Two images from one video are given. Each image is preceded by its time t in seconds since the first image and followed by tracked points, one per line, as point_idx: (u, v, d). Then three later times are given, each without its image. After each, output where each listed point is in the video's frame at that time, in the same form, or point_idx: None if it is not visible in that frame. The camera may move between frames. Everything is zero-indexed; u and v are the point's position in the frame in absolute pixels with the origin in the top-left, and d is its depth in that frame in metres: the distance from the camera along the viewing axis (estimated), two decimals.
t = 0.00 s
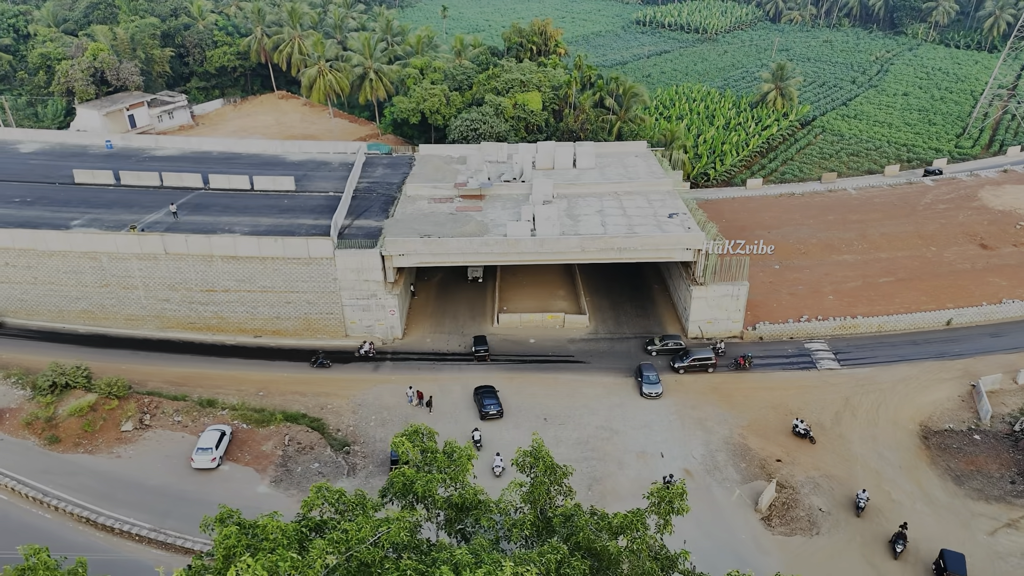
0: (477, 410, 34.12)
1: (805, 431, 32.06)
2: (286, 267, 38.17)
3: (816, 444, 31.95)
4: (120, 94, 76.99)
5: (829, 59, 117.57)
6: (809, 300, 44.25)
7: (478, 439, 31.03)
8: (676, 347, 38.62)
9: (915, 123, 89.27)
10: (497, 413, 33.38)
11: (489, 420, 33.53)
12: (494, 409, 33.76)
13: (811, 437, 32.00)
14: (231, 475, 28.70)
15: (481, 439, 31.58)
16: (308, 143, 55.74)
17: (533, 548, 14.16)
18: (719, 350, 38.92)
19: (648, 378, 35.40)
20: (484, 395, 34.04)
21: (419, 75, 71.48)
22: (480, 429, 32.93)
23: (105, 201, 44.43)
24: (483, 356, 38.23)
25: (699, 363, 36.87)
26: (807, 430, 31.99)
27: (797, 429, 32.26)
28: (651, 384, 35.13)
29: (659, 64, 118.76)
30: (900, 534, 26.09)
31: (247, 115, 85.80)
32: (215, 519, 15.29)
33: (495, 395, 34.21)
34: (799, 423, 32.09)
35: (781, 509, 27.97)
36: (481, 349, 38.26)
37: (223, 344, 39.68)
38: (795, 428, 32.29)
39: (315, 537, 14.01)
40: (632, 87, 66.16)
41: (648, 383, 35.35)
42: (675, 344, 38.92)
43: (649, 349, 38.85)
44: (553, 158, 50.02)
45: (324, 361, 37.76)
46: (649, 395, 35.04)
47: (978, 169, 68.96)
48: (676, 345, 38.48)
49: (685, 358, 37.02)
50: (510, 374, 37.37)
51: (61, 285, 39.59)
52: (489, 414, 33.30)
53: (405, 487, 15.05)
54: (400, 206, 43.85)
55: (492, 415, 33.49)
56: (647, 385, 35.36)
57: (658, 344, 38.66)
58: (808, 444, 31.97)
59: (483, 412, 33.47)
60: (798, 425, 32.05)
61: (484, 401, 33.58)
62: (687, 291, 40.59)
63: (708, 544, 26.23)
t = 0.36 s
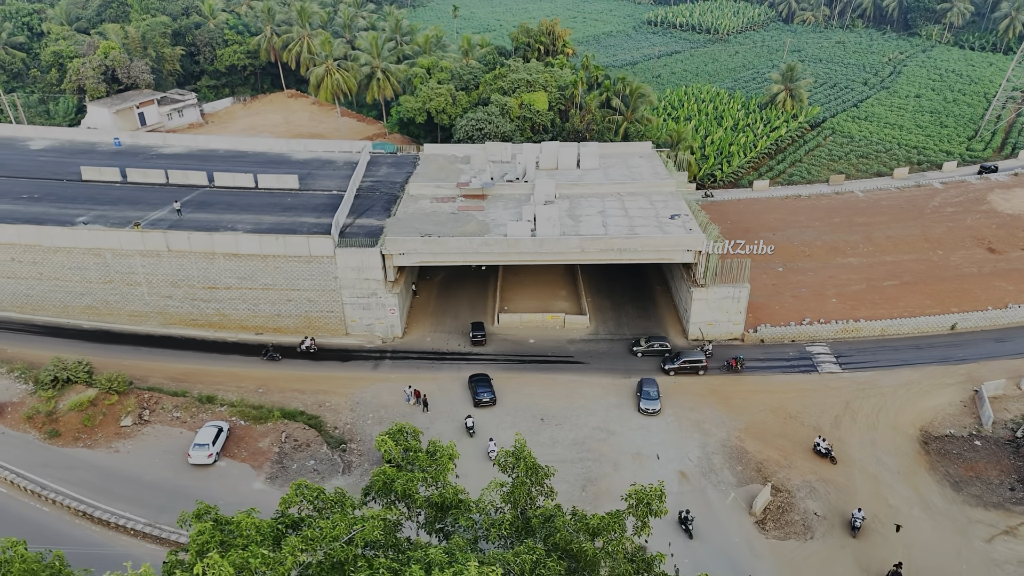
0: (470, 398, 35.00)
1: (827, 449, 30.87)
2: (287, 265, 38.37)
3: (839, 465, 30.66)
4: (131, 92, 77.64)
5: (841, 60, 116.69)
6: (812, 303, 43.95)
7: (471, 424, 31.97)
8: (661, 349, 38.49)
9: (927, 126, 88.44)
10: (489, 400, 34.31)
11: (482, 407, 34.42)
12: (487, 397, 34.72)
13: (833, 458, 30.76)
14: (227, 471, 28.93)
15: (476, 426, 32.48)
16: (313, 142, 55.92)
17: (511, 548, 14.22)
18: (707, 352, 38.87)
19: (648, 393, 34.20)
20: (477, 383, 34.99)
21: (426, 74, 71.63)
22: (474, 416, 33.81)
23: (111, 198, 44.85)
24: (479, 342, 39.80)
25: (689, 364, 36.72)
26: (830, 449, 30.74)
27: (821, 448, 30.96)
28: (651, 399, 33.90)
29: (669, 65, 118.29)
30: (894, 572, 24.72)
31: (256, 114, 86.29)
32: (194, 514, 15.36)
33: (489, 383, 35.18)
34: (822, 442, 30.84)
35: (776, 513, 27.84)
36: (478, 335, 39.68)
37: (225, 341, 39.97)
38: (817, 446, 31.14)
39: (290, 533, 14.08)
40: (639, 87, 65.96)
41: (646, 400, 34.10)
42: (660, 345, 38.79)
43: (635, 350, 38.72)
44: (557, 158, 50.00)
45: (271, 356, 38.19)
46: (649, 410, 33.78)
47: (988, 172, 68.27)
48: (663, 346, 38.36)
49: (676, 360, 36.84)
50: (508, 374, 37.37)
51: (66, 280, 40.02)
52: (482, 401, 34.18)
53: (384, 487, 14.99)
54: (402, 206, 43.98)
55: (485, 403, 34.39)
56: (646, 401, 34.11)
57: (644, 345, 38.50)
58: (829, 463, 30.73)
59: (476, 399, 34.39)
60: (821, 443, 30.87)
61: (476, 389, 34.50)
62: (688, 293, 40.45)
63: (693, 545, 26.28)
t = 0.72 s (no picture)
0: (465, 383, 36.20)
1: (848, 472, 29.55)
2: (288, 263, 38.60)
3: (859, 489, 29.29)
4: (142, 90, 78.33)
5: (854, 61, 115.71)
6: (815, 306, 43.62)
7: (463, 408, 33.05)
8: (641, 350, 38.44)
9: (939, 128, 87.56)
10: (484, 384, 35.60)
11: (476, 391, 35.63)
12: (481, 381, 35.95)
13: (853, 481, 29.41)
14: (223, 467, 29.13)
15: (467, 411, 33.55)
16: (319, 140, 56.16)
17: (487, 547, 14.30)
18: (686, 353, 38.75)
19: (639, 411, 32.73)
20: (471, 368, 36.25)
21: (434, 74, 71.76)
22: (468, 401, 34.92)
23: (118, 195, 45.30)
24: (479, 328, 41.23)
25: (670, 365, 36.60)
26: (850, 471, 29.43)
27: (840, 470, 29.64)
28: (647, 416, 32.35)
29: (680, 65, 117.77)
30: None
31: (266, 112, 86.78)
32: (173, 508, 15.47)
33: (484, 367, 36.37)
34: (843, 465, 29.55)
35: (769, 516, 27.70)
36: (477, 322, 40.92)
37: (227, 337, 40.26)
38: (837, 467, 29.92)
39: (266, 528, 14.17)
40: (646, 88, 65.73)
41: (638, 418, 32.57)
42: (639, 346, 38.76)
43: (614, 351, 38.68)
44: (560, 158, 49.98)
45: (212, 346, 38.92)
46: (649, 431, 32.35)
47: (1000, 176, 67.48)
48: (642, 347, 38.36)
49: (657, 361, 36.71)
50: (506, 374, 37.36)
51: (71, 276, 40.46)
52: (475, 385, 35.47)
53: (364, 486, 15.05)
54: (405, 205, 44.10)
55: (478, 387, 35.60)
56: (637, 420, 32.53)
57: (624, 345, 38.49)
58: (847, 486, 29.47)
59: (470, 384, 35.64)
60: (840, 465, 29.63)
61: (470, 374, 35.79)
62: (688, 295, 40.27)
63: (678, 548, 26.25)
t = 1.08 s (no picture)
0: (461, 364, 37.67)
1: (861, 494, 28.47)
2: (290, 261, 38.83)
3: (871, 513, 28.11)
4: (152, 88, 78.96)
5: (866, 62, 114.78)
6: (817, 309, 43.34)
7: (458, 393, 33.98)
8: (617, 350, 38.42)
9: (950, 130, 86.74)
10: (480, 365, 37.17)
11: (470, 374, 37.01)
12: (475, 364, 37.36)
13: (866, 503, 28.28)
14: (220, 463, 29.35)
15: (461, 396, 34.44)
16: (324, 139, 56.36)
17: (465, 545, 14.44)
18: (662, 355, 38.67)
19: (632, 428, 31.50)
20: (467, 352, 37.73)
21: (440, 73, 71.93)
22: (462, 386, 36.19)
23: (123, 192, 45.72)
24: (481, 313, 42.67)
25: (641, 368, 36.51)
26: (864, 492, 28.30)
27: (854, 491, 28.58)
28: (642, 433, 31.27)
29: (690, 66, 117.25)
30: None
31: (275, 111, 87.23)
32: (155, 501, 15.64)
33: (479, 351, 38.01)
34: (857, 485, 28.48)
35: (764, 520, 27.58)
36: (478, 307, 42.49)
37: (228, 334, 40.54)
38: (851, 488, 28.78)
39: (242, 523, 14.31)
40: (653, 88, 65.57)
41: (631, 437, 31.32)
42: (616, 347, 38.75)
43: (591, 351, 38.72)
44: (564, 159, 49.98)
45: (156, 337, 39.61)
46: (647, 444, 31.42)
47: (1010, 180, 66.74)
48: (618, 348, 38.33)
49: (629, 364, 36.60)
50: (505, 374, 37.37)
51: (76, 272, 40.87)
52: (470, 367, 36.84)
53: (344, 483, 15.13)
54: (407, 204, 44.23)
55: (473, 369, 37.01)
56: (630, 439, 31.23)
57: (600, 346, 38.51)
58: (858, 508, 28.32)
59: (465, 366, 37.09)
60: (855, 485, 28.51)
61: (465, 357, 37.19)
62: (689, 296, 40.13)
63: (669, 550, 26.17)
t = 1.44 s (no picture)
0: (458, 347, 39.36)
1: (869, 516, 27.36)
2: (291, 259, 39.03)
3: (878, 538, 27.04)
4: (162, 86, 79.59)
5: (878, 64, 113.80)
6: (820, 312, 43.06)
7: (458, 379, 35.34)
8: (589, 350, 38.42)
9: (962, 133, 85.85)
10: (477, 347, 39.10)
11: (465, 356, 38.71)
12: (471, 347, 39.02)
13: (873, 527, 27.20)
14: (216, 459, 29.56)
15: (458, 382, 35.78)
16: (330, 138, 56.52)
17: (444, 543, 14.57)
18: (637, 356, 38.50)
19: (626, 445, 30.30)
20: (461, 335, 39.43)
21: (447, 73, 72.02)
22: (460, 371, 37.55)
23: (129, 189, 46.11)
24: (484, 298, 44.39)
25: (608, 369, 36.46)
26: (872, 514, 27.26)
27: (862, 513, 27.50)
28: (637, 450, 30.15)
29: (700, 67, 116.68)
30: None
31: (283, 110, 87.65)
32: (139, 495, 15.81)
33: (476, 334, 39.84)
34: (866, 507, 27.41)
35: (757, 523, 27.47)
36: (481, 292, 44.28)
37: (230, 331, 40.83)
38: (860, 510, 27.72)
39: (216, 518, 14.50)
40: (660, 89, 65.34)
41: (625, 453, 30.16)
42: (590, 346, 38.76)
43: (564, 350, 38.81)
44: (567, 159, 49.92)
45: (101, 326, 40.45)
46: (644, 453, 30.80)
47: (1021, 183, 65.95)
48: (590, 347, 38.32)
49: (595, 364, 36.61)
50: (503, 373, 37.38)
51: (81, 268, 41.28)
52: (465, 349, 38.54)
53: (325, 481, 15.26)
54: (409, 203, 44.35)
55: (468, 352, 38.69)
56: (624, 456, 30.08)
57: (573, 345, 38.54)
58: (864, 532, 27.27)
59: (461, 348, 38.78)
60: (863, 507, 27.53)
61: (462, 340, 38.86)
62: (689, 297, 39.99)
63: (660, 554, 26.12)
